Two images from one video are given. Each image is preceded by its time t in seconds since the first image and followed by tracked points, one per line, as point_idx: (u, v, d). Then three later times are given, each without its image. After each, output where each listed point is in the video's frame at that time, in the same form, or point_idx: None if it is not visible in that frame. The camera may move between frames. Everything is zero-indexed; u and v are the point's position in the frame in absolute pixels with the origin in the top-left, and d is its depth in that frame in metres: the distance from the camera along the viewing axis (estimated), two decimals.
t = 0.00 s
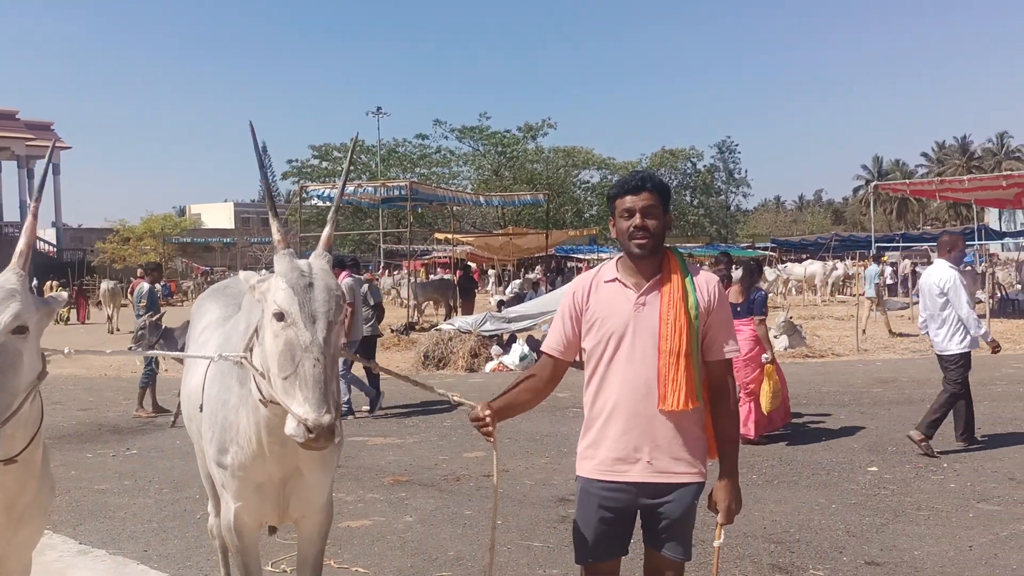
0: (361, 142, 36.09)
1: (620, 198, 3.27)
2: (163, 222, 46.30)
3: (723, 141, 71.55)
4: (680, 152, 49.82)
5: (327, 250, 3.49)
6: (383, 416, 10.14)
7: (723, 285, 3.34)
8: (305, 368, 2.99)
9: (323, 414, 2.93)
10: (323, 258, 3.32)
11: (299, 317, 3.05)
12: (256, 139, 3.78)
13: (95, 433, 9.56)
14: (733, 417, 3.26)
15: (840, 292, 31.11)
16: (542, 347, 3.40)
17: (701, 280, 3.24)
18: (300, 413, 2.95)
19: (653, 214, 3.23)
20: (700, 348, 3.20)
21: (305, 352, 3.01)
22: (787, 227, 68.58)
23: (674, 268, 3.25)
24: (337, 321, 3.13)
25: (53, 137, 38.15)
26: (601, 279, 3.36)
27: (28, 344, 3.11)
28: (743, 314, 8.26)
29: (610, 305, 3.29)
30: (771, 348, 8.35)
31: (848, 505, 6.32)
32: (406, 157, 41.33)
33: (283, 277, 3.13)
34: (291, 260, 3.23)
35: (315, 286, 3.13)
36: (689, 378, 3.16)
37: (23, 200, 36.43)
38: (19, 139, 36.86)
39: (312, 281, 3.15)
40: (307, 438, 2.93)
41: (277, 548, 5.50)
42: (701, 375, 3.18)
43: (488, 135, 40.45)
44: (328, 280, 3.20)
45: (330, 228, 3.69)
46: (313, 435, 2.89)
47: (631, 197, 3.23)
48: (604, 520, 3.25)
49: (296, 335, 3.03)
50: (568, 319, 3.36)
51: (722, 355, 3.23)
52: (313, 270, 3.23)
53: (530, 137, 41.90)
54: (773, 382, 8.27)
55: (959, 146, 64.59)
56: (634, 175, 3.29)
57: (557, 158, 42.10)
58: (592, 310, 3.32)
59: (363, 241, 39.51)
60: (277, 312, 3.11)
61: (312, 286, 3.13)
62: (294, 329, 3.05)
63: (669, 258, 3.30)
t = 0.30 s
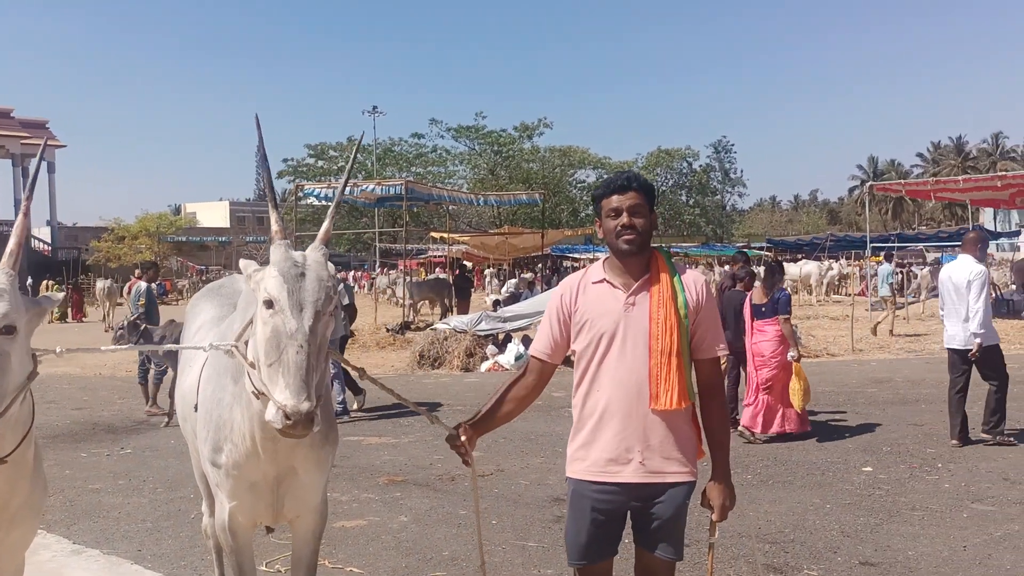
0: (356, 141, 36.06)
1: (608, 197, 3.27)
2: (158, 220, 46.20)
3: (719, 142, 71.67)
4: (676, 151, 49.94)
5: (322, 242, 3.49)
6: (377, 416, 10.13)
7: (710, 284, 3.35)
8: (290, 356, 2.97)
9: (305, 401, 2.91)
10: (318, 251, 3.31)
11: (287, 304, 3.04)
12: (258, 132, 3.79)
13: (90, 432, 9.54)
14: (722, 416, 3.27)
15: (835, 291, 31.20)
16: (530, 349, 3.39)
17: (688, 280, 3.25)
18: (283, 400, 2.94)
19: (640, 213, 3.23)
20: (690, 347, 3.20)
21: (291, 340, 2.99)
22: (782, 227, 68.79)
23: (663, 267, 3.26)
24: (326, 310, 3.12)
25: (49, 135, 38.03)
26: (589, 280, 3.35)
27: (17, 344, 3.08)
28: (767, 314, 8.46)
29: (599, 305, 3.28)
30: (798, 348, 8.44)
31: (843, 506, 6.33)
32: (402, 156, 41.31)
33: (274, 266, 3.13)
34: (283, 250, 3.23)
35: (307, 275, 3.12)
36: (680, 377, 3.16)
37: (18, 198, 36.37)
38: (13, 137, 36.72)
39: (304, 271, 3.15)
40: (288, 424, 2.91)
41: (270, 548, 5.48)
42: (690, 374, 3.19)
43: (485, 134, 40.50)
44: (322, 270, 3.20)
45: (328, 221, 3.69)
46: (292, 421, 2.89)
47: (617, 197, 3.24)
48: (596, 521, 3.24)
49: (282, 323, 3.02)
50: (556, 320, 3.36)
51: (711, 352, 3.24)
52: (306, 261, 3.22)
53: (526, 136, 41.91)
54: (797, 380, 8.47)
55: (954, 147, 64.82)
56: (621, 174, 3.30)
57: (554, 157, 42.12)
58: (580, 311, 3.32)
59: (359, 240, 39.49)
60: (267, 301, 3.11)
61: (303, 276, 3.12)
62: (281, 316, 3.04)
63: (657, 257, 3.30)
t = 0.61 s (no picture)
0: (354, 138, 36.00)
1: (595, 194, 3.26)
2: (155, 217, 46.11)
3: (717, 139, 71.64)
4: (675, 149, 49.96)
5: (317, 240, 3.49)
6: (375, 414, 10.13)
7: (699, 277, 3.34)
8: (291, 353, 2.96)
9: (308, 399, 2.90)
10: (314, 248, 3.30)
11: (286, 303, 3.04)
12: (246, 130, 3.75)
13: (87, 430, 9.52)
14: (715, 409, 3.26)
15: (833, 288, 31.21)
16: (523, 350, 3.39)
17: (677, 274, 3.24)
18: (286, 398, 2.92)
19: (627, 211, 3.22)
20: (680, 341, 3.20)
21: (291, 338, 2.98)
22: (780, 224, 68.87)
23: (651, 263, 3.25)
24: (324, 307, 3.11)
25: (46, 132, 37.92)
26: (578, 279, 3.35)
27: (10, 340, 3.07)
28: (791, 307, 8.70)
29: (589, 303, 3.28)
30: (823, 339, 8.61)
31: (840, 503, 6.33)
32: (399, 153, 41.28)
33: (270, 263, 3.13)
34: (279, 249, 3.22)
35: (303, 272, 3.12)
36: (672, 372, 3.16)
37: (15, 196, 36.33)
38: (10, 134, 36.60)
39: (300, 268, 3.15)
40: (292, 423, 2.89)
41: (268, 546, 5.48)
42: (681, 368, 3.18)
43: (483, 131, 40.46)
44: (319, 268, 3.19)
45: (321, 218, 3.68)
46: (296, 419, 2.87)
47: (603, 194, 3.23)
48: (591, 519, 3.24)
49: (281, 321, 3.02)
50: (548, 321, 3.35)
51: (702, 346, 3.23)
52: (302, 258, 3.21)
53: (525, 133, 41.86)
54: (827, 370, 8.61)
55: (952, 144, 64.83)
56: (606, 171, 3.29)
57: (552, 155, 42.08)
58: (570, 310, 3.31)
59: (357, 238, 39.47)
60: (264, 299, 3.10)
61: (299, 272, 3.12)
62: (280, 314, 3.04)
63: (643, 254, 3.30)
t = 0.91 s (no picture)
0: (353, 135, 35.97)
1: (588, 191, 3.25)
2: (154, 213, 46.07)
3: (716, 135, 71.63)
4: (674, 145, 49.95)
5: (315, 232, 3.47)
6: (374, 410, 10.13)
7: (693, 272, 3.33)
8: (285, 346, 2.96)
9: (301, 391, 2.90)
10: (311, 239, 3.29)
11: (280, 294, 3.03)
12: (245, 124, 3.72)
13: (87, 426, 9.52)
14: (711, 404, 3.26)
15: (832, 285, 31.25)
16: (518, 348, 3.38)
17: (671, 270, 3.25)
18: (280, 391, 2.92)
19: (619, 207, 3.22)
20: (675, 337, 3.20)
21: (286, 329, 2.98)
22: (779, 221, 68.95)
23: (645, 260, 3.25)
24: (320, 298, 3.10)
25: (45, 128, 37.86)
26: (572, 275, 3.34)
27: (5, 330, 3.04)
28: (828, 303, 8.69)
29: (583, 299, 3.27)
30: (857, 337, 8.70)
31: (840, 498, 6.33)
32: (399, 150, 41.27)
33: (266, 256, 3.12)
34: (275, 240, 3.21)
35: (299, 264, 3.11)
36: (666, 367, 3.16)
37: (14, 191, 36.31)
38: (9, 131, 36.52)
39: (296, 260, 3.14)
40: (286, 415, 2.89)
41: (268, 541, 5.48)
42: (676, 364, 3.18)
43: (482, 127, 40.44)
44: (315, 258, 3.18)
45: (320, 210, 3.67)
46: (290, 412, 2.87)
47: (596, 191, 3.22)
48: (589, 514, 3.24)
49: (277, 313, 3.01)
50: (542, 318, 3.35)
51: (697, 340, 3.23)
52: (299, 249, 3.20)
53: (524, 129, 41.84)
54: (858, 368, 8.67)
55: (952, 141, 64.84)
56: (603, 167, 3.28)
57: (551, 151, 42.05)
58: (565, 307, 3.31)
59: (356, 234, 39.47)
60: (260, 291, 3.10)
61: (295, 264, 3.10)
62: (275, 306, 3.03)
63: (638, 250, 3.29)
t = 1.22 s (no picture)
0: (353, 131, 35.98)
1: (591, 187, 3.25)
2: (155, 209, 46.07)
3: (717, 132, 71.59)
4: (675, 143, 50.30)
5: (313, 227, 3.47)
6: (374, 406, 10.13)
7: (691, 270, 3.34)
8: (287, 339, 2.96)
9: (305, 384, 2.90)
10: (310, 233, 3.29)
11: (280, 287, 3.03)
12: (236, 116, 3.66)
13: (89, 421, 9.54)
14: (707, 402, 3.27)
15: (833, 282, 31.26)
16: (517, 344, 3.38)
17: (669, 268, 3.26)
18: (283, 383, 2.92)
19: (622, 203, 3.22)
20: (671, 335, 3.20)
21: (287, 323, 2.98)
22: (780, 217, 69.02)
23: (643, 256, 3.25)
24: (320, 292, 3.10)
25: (46, 124, 37.86)
26: (570, 270, 3.34)
27: (7, 326, 3.04)
28: (859, 299, 8.65)
29: (580, 295, 3.28)
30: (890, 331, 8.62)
31: (840, 496, 6.34)
32: (399, 146, 41.29)
33: (265, 250, 3.12)
34: (274, 234, 3.21)
35: (298, 257, 3.11)
36: (663, 364, 3.17)
37: (15, 188, 36.33)
38: (9, 126, 36.50)
39: (296, 253, 3.14)
40: (289, 407, 2.89)
41: (270, 537, 5.50)
42: (673, 360, 3.19)
43: (483, 124, 40.46)
44: (314, 251, 3.18)
45: (318, 204, 3.67)
46: (293, 403, 2.87)
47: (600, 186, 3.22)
48: (586, 511, 3.25)
49: (278, 307, 3.02)
50: (541, 314, 3.35)
51: (694, 339, 3.23)
52: (297, 242, 3.20)
53: (525, 126, 41.83)
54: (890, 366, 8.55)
55: (953, 138, 64.82)
56: (607, 163, 3.28)
57: (551, 148, 42.05)
58: (563, 303, 3.31)
59: (356, 230, 39.48)
60: (260, 286, 3.10)
61: (294, 258, 3.11)
62: (276, 300, 3.04)
63: (637, 247, 3.30)
